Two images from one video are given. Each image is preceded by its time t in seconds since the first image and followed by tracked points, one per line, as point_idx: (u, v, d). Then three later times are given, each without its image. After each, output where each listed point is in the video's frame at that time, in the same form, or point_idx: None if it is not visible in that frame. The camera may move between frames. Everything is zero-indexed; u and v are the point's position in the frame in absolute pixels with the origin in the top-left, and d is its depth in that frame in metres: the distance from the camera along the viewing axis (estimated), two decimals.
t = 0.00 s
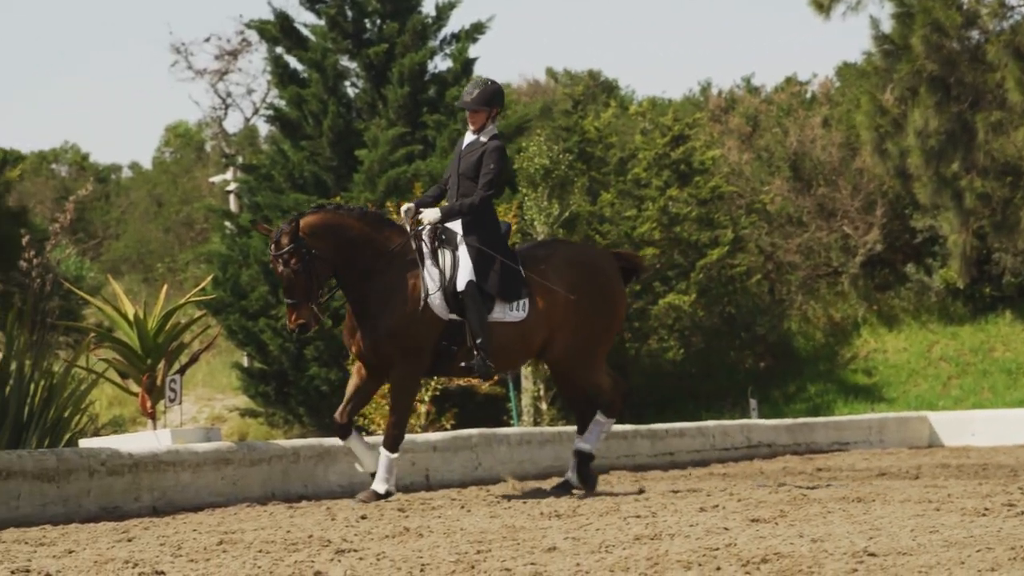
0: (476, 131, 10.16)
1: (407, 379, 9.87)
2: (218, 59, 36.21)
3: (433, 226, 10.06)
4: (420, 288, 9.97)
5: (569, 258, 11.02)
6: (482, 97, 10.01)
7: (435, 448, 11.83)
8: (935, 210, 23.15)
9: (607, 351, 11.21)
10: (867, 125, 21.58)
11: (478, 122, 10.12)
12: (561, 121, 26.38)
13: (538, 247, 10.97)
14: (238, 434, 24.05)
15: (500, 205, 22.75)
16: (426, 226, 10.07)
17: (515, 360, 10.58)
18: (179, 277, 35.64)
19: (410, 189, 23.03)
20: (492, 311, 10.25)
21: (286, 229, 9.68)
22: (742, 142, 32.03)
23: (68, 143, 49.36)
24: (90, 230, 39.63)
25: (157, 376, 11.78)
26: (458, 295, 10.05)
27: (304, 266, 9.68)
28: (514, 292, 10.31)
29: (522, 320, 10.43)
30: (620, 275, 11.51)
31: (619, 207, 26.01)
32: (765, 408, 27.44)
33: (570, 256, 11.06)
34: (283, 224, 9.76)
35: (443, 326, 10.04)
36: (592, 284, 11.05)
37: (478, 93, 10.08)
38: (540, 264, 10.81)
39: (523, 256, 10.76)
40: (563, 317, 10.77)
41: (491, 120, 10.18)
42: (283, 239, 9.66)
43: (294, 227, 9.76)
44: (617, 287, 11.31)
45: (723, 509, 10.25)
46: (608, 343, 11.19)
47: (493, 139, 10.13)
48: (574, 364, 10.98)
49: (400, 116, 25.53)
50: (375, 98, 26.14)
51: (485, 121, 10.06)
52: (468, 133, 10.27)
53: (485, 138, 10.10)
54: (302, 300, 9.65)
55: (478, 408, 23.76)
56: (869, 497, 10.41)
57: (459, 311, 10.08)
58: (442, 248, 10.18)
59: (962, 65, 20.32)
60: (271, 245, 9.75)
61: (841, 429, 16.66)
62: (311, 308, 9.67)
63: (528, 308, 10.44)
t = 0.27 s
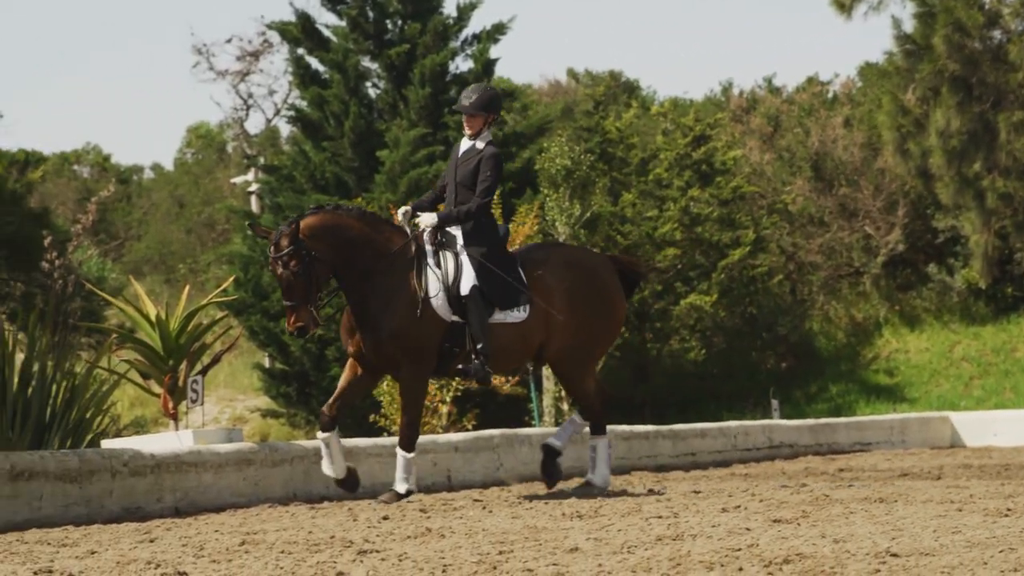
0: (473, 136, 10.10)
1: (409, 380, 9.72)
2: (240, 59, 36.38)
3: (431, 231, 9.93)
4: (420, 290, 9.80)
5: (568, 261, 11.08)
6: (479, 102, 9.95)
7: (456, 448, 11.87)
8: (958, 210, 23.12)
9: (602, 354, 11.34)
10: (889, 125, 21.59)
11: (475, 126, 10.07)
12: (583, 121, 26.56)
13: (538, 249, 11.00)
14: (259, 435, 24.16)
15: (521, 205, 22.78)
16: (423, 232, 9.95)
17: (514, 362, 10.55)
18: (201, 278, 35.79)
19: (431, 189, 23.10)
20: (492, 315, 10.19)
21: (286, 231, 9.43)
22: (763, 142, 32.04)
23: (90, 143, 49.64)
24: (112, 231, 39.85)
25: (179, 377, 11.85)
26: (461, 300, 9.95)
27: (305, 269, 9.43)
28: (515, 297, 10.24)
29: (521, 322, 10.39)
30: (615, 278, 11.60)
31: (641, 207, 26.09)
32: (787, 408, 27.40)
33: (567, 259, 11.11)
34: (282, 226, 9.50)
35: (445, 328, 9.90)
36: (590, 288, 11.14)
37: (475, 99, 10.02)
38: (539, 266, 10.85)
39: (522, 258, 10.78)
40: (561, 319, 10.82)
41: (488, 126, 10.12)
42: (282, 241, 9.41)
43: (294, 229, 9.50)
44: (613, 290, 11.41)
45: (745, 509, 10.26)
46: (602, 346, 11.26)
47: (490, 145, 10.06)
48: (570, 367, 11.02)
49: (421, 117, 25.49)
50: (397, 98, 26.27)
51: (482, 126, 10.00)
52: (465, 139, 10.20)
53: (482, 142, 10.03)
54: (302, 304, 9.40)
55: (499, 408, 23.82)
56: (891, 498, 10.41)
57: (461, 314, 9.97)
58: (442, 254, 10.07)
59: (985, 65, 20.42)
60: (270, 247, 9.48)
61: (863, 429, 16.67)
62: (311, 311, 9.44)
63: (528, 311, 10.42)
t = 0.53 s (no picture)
0: (469, 135, 10.48)
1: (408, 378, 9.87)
2: (264, 62, 36.55)
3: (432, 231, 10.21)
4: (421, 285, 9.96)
5: (562, 257, 11.23)
6: (475, 100, 10.35)
7: (481, 450, 11.93)
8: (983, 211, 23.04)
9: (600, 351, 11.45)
10: (913, 126, 21.56)
11: (471, 126, 10.46)
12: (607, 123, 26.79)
13: (531, 248, 11.20)
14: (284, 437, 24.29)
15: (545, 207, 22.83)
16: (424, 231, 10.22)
17: (511, 357, 10.73)
18: (225, 280, 35.97)
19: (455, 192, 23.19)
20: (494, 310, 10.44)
21: (285, 230, 9.60)
22: (787, 144, 32.02)
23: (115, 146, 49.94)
24: (138, 233, 40.11)
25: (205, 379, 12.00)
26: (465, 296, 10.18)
27: (304, 266, 9.60)
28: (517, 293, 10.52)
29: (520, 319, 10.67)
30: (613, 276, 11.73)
31: (664, 209, 26.19)
32: (811, 409, 27.37)
33: (563, 257, 11.26)
34: (281, 226, 9.67)
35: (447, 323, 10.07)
36: (586, 283, 11.24)
37: (470, 98, 10.42)
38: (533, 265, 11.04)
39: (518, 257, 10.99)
40: (555, 313, 10.97)
41: (483, 125, 10.52)
42: (281, 240, 9.57)
43: (292, 228, 9.68)
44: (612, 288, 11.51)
45: (770, 510, 10.30)
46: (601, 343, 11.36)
47: (486, 143, 10.44)
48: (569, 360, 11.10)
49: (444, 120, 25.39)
50: (420, 100, 26.38)
51: (477, 123, 10.38)
52: (461, 138, 10.58)
53: (479, 141, 10.41)
54: (302, 302, 9.56)
55: (524, 410, 23.90)
56: (916, 498, 10.42)
57: (464, 309, 10.18)
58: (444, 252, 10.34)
59: (1009, 65, 20.32)
60: (269, 247, 9.65)
61: (888, 430, 16.67)
62: (311, 308, 9.59)
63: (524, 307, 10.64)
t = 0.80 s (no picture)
0: (473, 129, 10.34)
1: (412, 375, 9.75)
2: (288, 63, 36.74)
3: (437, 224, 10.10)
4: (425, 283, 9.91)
5: (559, 249, 11.18)
6: (478, 95, 10.20)
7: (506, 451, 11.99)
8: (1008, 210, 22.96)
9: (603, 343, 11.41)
10: (937, 125, 21.52)
11: (474, 120, 10.31)
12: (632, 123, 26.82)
13: (527, 241, 11.16)
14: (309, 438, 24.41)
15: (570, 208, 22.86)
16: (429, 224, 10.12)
17: (515, 349, 10.67)
18: (249, 281, 36.16)
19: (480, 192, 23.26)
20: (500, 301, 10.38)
21: (286, 226, 9.53)
22: (811, 144, 32.02)
23: (139, 148, 50.28)
24: (162, 235, 40.36)
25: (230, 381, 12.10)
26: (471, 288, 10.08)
27: (306, 262, 9.53)
28: (520, 285, 10.49)
29: (525, 310, 10.60)
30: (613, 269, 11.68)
31: (689, 209, 26.25)
32: (836, 410, 27.33)
33: (564, 249, 11.21)
34: (282, 222, 9.60)
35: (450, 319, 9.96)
36: (585, 275, 11.17)
37: (473, 92, 10.25)
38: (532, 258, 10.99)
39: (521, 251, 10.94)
40: (558, 303, 10.88)
41: (486, 118, 10.37)
42: (282, 237, 9.50)
43: (293, 225, 9.61)
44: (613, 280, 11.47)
45: (796, 511, 10.30)
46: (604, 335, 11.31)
47: (491, 137, 10.30)
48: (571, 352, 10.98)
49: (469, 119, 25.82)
50: (444, 101, 26.50)
51: (481, 118, 10.25)
52: (464, 132, 10.44)
53: (483, 134, 10.28)
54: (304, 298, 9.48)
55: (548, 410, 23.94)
56: (942, 499, 10.40)
57: (469, 303, 10.10)
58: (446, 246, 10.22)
59: None
60: (270, 244, 9.58)
61: (914, 430, 16.66)
62: (313, 304, 9.52)
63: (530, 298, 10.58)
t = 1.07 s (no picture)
0: (477, 120, 10.44)
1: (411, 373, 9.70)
2: (315, 63, 36.92)
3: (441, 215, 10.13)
4: (427, 278, 9.90)
5: (559, 241, 11.27)
6: (482, 86, 10.28)
7: (534, 449, 12.06)
8: None
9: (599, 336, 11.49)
10: (965, 123, 21.54)
11: (479, 113, 10.42)
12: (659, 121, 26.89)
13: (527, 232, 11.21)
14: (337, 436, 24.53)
15: (598, 206, 22.88)
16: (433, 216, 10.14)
17: (517, 340, 10.71)
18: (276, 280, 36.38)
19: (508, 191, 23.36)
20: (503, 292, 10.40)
21: (290, 219, 9.35)
22: (838, 142, 32.01)
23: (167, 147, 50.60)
24: (191, 234, 40.64)
25: (257, 379, 12.20)
26: (474, 280, 10.09)
27: (311, 256, 9.38)
28: (521, 277, 10.56)
29: (529, 299, 10.66)
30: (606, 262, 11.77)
31: (716, 207, 26.29)
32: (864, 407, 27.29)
33: (562, 241, 11.29)
34: (284, 215, 9.42)
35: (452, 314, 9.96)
36: (585, 270, 11.30)
37: (477, 83, 10.34)
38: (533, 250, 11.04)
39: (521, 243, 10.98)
40: (562, 295, 10.99)
41: (491, 109, 10.46)
42: (285, 230, 9.33)
43: (297, 218, 9.45)
44: (608, 272, 11.57)
45: (824, 509, 10.33)
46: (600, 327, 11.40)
47: (494, 129, 10.43)
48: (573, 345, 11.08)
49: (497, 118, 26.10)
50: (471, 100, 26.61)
51: (485, 109, 10.33)
52: (469, 124, 10.53)
53: (487, 126, 10.38)
54: (308, 293, 9.33)
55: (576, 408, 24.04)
56: (971, 497, 10.41)
57: (472, 296, 10.11)
58: (447, 238, 10.23)
59: None
60: (272, 237, 9.40)
61: (942, 428, 16.68)
62: (318, 300, 9.36)
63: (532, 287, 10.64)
